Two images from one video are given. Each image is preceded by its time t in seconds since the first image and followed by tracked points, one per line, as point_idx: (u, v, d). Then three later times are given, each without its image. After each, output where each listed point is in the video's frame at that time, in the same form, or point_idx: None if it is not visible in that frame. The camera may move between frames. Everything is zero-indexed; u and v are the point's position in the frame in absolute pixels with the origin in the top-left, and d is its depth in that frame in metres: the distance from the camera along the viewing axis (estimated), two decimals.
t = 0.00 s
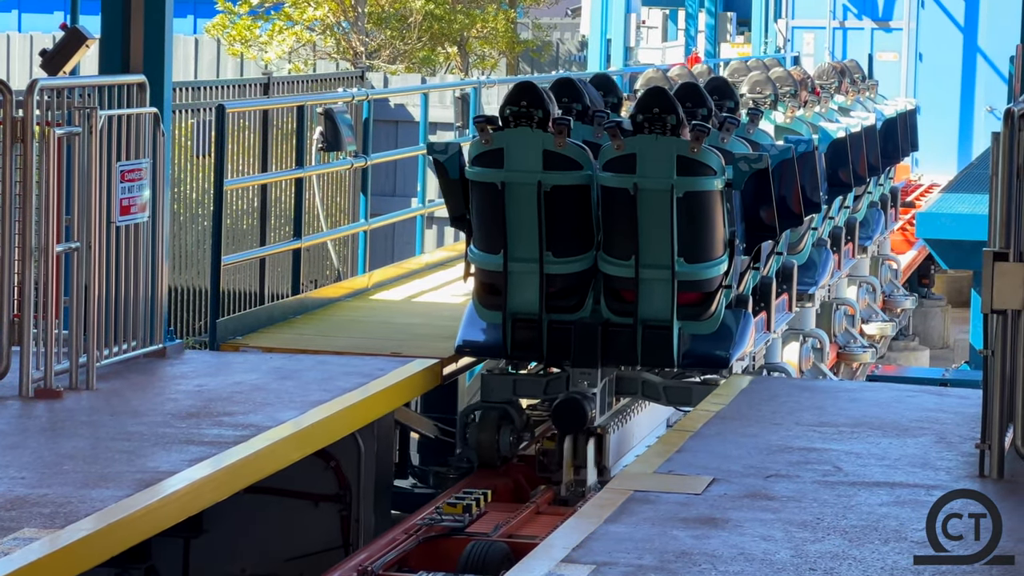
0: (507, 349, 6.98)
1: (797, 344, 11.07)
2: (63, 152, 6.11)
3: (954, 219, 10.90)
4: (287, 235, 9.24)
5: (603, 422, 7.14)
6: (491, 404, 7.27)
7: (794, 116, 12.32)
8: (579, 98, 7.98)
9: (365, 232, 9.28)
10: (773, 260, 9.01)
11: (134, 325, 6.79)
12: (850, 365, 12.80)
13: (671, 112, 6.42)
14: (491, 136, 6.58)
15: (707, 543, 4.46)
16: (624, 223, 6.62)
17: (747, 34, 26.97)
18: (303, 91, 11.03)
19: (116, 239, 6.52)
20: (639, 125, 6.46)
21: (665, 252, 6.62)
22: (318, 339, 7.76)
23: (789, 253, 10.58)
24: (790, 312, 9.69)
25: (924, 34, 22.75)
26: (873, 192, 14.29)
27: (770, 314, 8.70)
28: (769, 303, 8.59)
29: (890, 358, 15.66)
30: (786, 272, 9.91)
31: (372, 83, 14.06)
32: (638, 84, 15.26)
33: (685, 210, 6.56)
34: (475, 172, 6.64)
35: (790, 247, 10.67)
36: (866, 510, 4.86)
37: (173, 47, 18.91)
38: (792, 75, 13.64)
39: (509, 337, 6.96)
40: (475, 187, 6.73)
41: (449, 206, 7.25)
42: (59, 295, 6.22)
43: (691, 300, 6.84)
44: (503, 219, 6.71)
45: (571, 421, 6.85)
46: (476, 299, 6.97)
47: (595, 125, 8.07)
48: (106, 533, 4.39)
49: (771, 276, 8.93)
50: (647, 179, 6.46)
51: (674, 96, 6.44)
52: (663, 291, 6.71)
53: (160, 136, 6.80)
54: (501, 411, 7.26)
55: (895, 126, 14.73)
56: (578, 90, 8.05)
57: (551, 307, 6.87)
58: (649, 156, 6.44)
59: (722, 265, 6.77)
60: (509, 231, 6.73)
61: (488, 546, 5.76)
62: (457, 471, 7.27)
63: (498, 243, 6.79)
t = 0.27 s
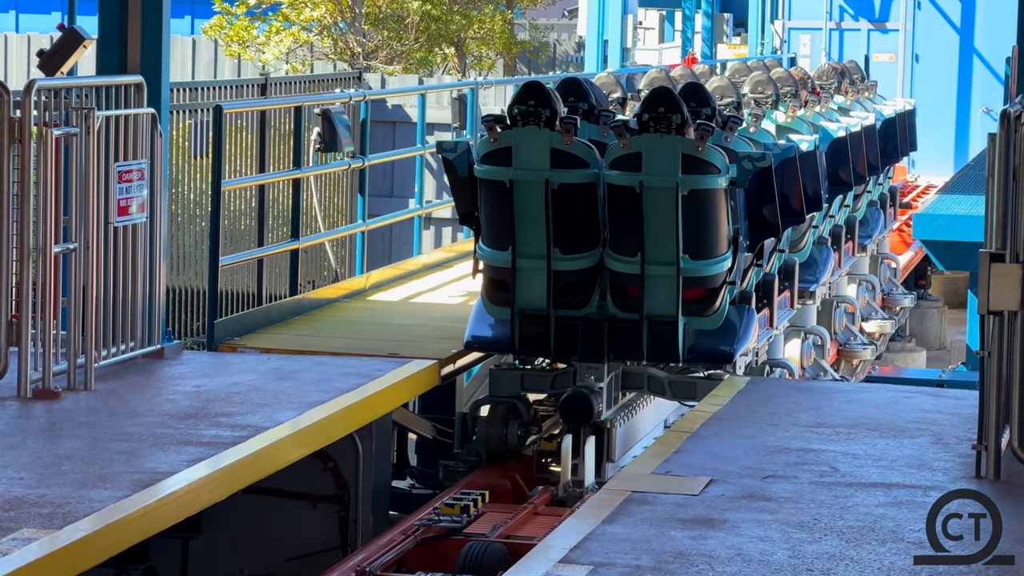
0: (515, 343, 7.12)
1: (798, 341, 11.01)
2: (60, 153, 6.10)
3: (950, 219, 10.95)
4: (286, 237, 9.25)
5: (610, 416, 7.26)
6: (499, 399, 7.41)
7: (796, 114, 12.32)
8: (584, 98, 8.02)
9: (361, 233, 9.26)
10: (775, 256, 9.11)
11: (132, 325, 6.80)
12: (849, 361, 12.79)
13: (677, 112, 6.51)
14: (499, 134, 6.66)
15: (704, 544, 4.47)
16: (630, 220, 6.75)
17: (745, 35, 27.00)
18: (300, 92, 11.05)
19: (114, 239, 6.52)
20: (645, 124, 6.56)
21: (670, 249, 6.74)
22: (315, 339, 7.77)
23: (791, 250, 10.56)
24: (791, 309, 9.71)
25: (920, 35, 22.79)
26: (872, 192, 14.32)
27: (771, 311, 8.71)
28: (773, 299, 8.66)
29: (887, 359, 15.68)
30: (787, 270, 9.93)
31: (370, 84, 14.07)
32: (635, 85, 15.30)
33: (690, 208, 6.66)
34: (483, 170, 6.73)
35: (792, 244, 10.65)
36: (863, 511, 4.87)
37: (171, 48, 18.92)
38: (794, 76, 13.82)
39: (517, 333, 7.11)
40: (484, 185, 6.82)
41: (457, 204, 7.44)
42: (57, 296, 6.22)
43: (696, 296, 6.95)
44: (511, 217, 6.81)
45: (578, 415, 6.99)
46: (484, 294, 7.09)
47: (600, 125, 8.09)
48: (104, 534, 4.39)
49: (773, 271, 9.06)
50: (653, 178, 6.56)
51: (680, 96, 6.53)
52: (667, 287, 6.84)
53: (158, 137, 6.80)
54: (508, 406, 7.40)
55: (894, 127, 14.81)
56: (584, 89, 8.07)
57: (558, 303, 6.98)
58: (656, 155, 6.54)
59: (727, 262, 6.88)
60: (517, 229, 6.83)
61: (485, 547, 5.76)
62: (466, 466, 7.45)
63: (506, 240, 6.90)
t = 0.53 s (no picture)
0: (519, 341, 7.20)
1: (797, 340, 11.01)
2: (59, 153, 6.11)
3: (947, 221, 10.95)
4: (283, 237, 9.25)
5: (614, 412, 7.39)
6: (504, 395, 7.50)
7: (796, 115, 12.28)
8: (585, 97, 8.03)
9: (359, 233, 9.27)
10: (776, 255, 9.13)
11: (131, 326, 6.81)
12: (848, 360, 12.82)
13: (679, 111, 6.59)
14: (504, 134, 6.76)
15: (702, 544, 4.48)
16: (633, 219, 6.83)
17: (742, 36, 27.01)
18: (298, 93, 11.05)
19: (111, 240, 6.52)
20: (648, 124, 6.64)
21: (673, 248, 6.83)
22: (314, 339, 7.79)
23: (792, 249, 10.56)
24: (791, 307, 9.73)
25: (917, 36, 22.83)
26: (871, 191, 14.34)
27: (772, 309, 8.74)
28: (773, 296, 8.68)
29: (884, 360, 15.70)
30: (787, 269, 9.95)
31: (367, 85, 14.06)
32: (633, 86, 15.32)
33: (692, 206, 6.76)
34: (488, 169, 6.82)
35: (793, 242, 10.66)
36: (859, 512, 4.89)
37: (168, 48, 18.90)
38: (794, 76, 13.81)
39: (521, 330, 7.18)
40: (489, 184, 6.91)
41: (463, 203, 7.52)
42: (56, 297, 6.22)
43: (698, 295, 7.04)
44: (515, 215, 6.90)
45: (581, 411, 7.12)
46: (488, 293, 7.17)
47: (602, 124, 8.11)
48: (103, 534, 4.40)
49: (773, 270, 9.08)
50: (655, 177, 6.65)
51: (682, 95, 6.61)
52: (669, 286, 6.94)
53: (157, 137, 6.81)
54: (513, 402, 7.49)
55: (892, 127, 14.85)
56: (588, 90, 8.10)
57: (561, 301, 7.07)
58: (658, 154, 6.63)
59: (728, 260, 6.97)
60: (521, 228, 6.92)
61: (483, 547, 5.77)
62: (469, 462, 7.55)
63: (510, 239, 6.98)
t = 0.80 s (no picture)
0: (520, 340, 7.23)
1: (796, 339, 11.00)
2: (57, 154, 6.11)
3: (943, 221, 11.00)
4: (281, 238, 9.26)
5: (615, 411, 7.42)
6: (505, 394, 7.54)
7: (794, 115, 12.37)
8: (585, 98, 8.04)
9: (359, 233, 9.30)
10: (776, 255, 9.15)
11: (129, 326, 6.81)
12: (847, 359, 12.83)
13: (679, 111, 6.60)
14: (505, 134, 6.78)
15: (699, 545, 4.49)
16: (633, 219, 6.85)
17: (739, 37, 27.04)
18: (295, 94, 11.06)
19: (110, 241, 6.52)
20: (647, 124, 6.65)
21: (672, 247, 6.84)
22: (311, 340, 7.79)
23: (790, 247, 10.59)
24: (791, 306, 9.76)
25: (914, 37, 22.85)
26: (869, 192, 14.36)
27: (772, 309, 8.78)
28: (772, 296, 8.71)
29: (881, 361, 15.71)
30: (786, 269, 9.98)
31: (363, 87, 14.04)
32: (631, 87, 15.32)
33: (692, 206, 6.77)
34: (489, 169, 6.84)
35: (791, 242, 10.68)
36: (856, 512, 4.90)
37: (166, 48, 18.87)
38: (792, 77, 13.75)
39: (522, 329, 7.20)
40: (490, 184, 6.93)
41: (464, 202, 7.53)
42: (53, 298, 6.23)
43: (698, 294, 7.05)
44: (516, 215, 6.92)
45: (581, 410, 7.19)
46: (490, 292, 7.19)
47: (602, 124, 8.11)
48: (101, 535, 4.41)
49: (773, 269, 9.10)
50: (656, 176, 6.66)
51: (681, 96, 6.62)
52: (669, 285, 6.95)
53: (154, 138, 6.80)
54: (513, 401, 7.53)
55: (890, 128, 14.90)
56: (588, 90, 8.10)
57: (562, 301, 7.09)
58: (658, 154, 6.65)
59: (728, 260, 6.98)
60: (522, 227, 6.94)
61: (481, 548, 5.77)
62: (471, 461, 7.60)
63: (511, 239, 7.00)
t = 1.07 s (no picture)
0: (519, 339, 7.24)
1: (794, 339, 11.04)
2: (54, 155, 6.11)
3: (941, 222, 11.02)
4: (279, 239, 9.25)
5: (613, 411, 7.41)
6: (504, 394, 7.60)
7: (793, 116, 12.44)
8: (584, 98, 8.05)
9: (357, 234, 9.30)
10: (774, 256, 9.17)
11: (127, 327, 6.81)
12: (845, 359, 12.82)
13: (677, 112, 6.61)
14: (504, 134, 6.78)
15: (697, 546, 4.50)
16: (632, 218, 6.85)
17: (737, 37, 27.07)
18: (292, 94, 11.06)
19: (107, 242, 6.52)
20: (646, 124, 6.66)
21: (671, 247, 6.85)
22: (308, 341, 7.78)
23: (789, 248, 10.62)
24: (790, 306, 9.79)
25: (911, 37, 22.87)
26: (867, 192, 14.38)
27: (770, 308, 8.80)
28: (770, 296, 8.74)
29: (879, 361, 15.72)
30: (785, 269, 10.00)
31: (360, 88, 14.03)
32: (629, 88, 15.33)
33: (691, 206, 6.78)
34: (488, 169, 6.85)
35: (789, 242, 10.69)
36: (854, 513, 4.91)
37: (163, 49, 18.87)
38: (788, 77, 13.71)
39: (521, 329, 7.21)
40: (489, 184, 6.93)
41: (463, 203, 7.53)
42: (51, 298, 6.23)
43: (696, 294, 7.05)
44: (515, 215, 6.92)
45: (581, 410, 7.19)
46: (489, 292, 7.20)
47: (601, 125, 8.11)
48: (100, 535, 4.41)
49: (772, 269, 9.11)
50: (654, 176, 6.67)
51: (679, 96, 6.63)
52: (668, 285, 6.95)
53: (152, 139, 6.80)
54: (513, 400, 7.59)
55: (888, 128, 14.93)
56: (586, 91, 8.11)
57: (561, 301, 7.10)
58: (656, 154, 6.66)
59: (727, 259, 6.99)
60: (521, 227, 6.95)
61: (479, 548, 5.78)
62: (471, 461, 7.66)
63: (510, 239, 7.01)
